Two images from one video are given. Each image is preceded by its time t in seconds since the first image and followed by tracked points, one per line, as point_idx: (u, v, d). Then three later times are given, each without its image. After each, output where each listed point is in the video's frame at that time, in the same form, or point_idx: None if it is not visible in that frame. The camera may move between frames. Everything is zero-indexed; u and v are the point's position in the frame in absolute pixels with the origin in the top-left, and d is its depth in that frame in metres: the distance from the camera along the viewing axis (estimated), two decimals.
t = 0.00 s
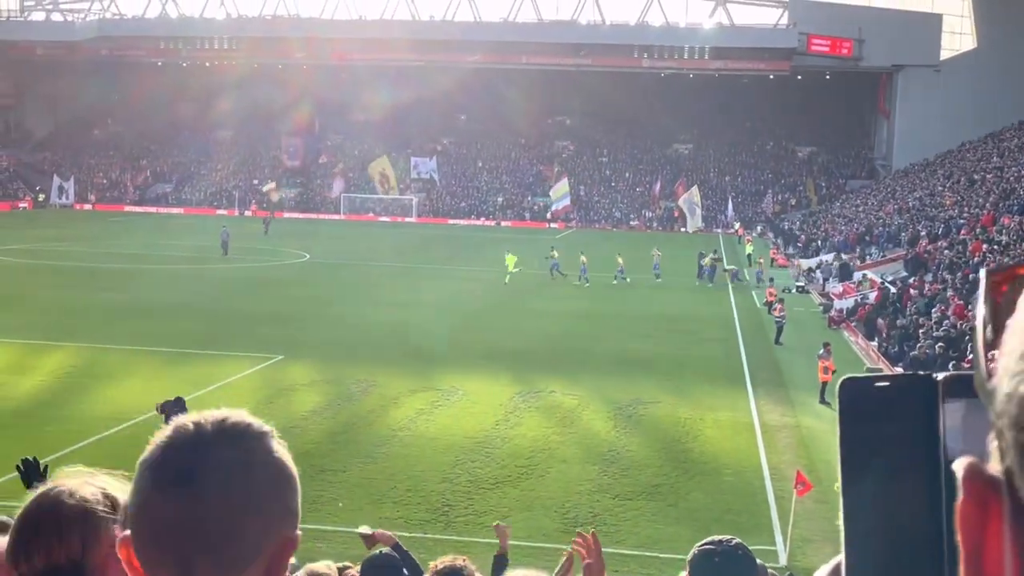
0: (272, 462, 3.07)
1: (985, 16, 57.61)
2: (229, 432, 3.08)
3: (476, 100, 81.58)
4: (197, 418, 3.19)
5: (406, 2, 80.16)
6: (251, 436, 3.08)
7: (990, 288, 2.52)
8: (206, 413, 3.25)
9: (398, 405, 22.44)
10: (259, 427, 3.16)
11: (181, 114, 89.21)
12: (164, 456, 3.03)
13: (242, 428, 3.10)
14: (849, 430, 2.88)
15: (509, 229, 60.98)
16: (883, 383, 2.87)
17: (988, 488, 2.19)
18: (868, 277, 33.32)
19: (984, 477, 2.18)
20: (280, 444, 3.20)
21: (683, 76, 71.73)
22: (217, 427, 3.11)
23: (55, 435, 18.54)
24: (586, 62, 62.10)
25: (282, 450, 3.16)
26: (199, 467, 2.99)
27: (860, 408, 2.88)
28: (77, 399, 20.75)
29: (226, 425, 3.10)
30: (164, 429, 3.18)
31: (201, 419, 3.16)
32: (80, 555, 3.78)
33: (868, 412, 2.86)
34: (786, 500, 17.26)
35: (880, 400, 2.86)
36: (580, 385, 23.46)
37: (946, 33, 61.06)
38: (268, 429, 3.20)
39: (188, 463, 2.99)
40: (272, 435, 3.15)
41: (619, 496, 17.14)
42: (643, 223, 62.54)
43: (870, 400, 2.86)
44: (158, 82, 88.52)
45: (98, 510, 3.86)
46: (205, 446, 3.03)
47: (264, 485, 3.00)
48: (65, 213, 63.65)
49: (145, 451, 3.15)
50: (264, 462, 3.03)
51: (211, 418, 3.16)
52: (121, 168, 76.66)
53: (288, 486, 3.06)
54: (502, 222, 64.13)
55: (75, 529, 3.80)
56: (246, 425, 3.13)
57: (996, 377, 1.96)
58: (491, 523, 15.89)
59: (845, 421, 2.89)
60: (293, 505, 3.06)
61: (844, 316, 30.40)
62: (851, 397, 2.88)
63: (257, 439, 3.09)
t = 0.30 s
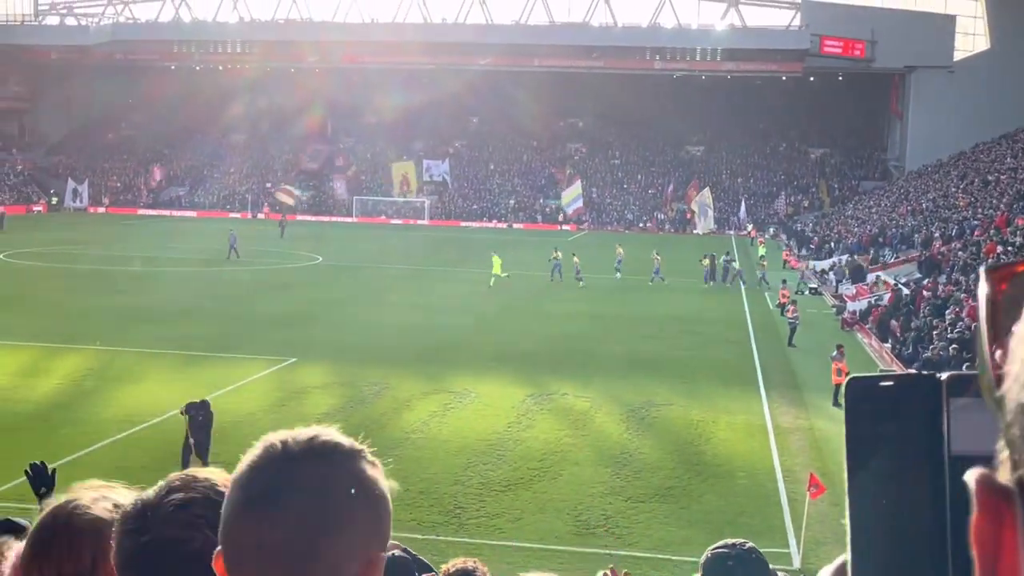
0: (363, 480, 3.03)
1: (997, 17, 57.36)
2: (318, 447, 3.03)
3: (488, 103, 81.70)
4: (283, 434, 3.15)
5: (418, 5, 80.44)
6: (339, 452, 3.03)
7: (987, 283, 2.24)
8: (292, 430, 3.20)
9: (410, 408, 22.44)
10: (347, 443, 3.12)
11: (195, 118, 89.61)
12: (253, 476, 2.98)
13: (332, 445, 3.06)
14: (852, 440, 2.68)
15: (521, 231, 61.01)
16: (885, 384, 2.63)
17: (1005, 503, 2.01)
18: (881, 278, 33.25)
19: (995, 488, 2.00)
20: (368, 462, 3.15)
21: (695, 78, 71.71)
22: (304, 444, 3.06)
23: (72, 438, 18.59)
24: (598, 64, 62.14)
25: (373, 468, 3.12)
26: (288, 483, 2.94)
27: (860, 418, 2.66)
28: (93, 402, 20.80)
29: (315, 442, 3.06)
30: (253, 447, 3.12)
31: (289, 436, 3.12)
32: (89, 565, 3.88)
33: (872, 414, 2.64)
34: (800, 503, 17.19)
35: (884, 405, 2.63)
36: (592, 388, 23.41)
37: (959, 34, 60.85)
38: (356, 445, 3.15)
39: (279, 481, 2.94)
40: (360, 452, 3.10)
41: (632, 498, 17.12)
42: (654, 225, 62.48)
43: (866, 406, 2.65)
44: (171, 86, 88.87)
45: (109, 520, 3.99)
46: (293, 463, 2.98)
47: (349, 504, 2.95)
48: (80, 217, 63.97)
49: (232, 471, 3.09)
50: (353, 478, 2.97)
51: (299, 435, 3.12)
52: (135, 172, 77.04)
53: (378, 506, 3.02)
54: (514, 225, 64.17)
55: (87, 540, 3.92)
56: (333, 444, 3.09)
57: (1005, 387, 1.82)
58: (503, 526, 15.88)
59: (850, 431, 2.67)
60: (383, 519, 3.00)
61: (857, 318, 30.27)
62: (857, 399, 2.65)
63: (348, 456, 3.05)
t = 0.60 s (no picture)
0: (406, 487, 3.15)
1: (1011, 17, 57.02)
2: (363, 455, 3.16)
3: (501, 106, 81.62)
4: (332, 438, 3.28)
5: (430, 9, 80.40)
6: (383, 460, 3.15)
7: (944, 272, 2.24)
8: (342, 433, 3.34)
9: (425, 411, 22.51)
10: (391, 451, 3.22)
11: (208, 121, 89.82)
12: (299, 476, 3.13)
13: (378, 452, 3.19)
14: (878, 446, 3.06)
15: (534, 234, 60.97)
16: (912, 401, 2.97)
17: (1013, 511, 1.71)
18: (895, 280, 33.18)
19: (1001, 494, 1.71)
20: (414, 472, 3.25)
21: (709, 80, 71.49)
22: (352, 449, 3.19)
23: (90, 440, 18.72)
24: (611, 66, 62.13)
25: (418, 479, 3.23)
26: (329, 487, 3.08)
27: (893, 423, 3.03)
28: (110, 404, 20.93)
29: (363, 449, 3.18)
30: (306, 446, 3.27)
31: (338, 440, 3.25)
32: (65, 554, 3.95)
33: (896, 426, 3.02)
34: (814, 505, 17.18)
35: (915, 416, 2.98)
36: (605, 390, 23.45)
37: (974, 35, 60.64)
38: (402, 454, 3.25)
39: (319, 486, 3.08)
40: (405, 462, 3.21)
41: (645, 501, 17.13)
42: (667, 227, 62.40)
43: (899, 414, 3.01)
44: (184, 89, 89.07)
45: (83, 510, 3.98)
46: (335, 466, 3.11)
47: (385, 511, 3.06)
48: (95, 221, 64.21)
49: (279, 469, 3.25)
50: (392, 487, 3.08)
51: (346, 439, 3.26)
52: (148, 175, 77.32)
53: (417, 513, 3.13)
54: (526, 227, 64.12)
55: (65, 530, 3.97)
56: (379, 452, 3.21)
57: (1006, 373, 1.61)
58: (515, 528, 15.90)
59: (881, 436, 3.05)
60: (419, 530, 3.11)
61: (871, 321, 30.25)
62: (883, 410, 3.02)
63: (393, 465, 3.16)
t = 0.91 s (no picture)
0: (400, 492, 3.12)
1: None
2: (357, 455, 3.13)
3: (516, 107, 81.75)
4: (326, 437, 3.25)
5: (445, 12, 80.51)
6: (376, 460, 3.13)
7: (941, 270, 2.13)
8: (336, 433, 3.31)
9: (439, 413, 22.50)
10: (386, 451, 3.21)
11: (224, 124, 90.27)
12: (292, 477, 3.10)
13: (372, 452, 3.16)
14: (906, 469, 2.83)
15: (549, 236, 61.05)
16: (940, 418, 2.82)
17: (1013, 512, 1.71)
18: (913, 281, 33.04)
19: (1003, 496, 1.71)
20: (408, 472, 3.22)
21: (724, 82, 71.39)
22: (346, 449, 3.17)
23: (107, 443, 18.80)
24: (626, 68, 62.11)
25: (413, 480, 3.21)
26: (322, 486, 3.04)
27: (914, 449, 2.84)
28: (127, 407, 21.03)
29: (357, 449, 3.16)
30: (298, 447, 3.25)
31: (331, 440, 3.23)
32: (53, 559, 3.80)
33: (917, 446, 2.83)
34: (832, 509, 17.06)
35: (934, 438, 2.82)
36: (621, 392, 23.41)
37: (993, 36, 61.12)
38: (396, 454, 3.24)
39: (311, 487, 3.05)
40: (400, 462, 3.18)
41: (662, 503, 17.08)
42: (683, 229, 62.37)
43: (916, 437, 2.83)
44: (199, 93, 89.47)
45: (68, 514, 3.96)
46: (328, 468, 3.08)
47: (380, 510, 3.03)
48: (114, 225, 64.71)
49: (271, 470, 3.21)
50: (386, 488, 3.06)
51: (340, 439, 3.23)
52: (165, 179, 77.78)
53: (410, 517, 3.10)
54: (542, 229, 64.34)
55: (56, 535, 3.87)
56: (375, 451, 3.18)
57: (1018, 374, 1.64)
58: (530, 530, 15.86)
59: (906, 455, 2.83)
60: (412, 532, 3.08)
61: (888, 322, 30.14)
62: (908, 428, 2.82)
63: (389, 465, 3.14)
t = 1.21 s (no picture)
0: (401, 489, 3.24)
1: None
2: (355, 456, 3.23)
3: (534, 109, 81.78)
4: (323, 439, 3.34)
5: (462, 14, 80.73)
6: (374, 459, 3.23)
7: (1000, 249, 2.41)
8: (337, 434, 3.41)
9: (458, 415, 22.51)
10: (385, 450, 3.31)
11: (243, 126, 90.74)
12: (292, 479, 3.20)
13: (372, 453, 3.26)
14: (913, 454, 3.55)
15: (567, 237, 61.10)
16: (944, 411, 3.53)
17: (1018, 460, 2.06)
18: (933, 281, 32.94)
19: None
20: (409, 470, 3.33)
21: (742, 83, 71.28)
22: (343, 451, 3.27)
23: (126, 445, 18.85)
24: (643, 69, 62.14)
25: (412, 478, 3.32)
26: (322, 488, 3.15)
27: (920, 441, 3.56)
28: (146, 409, 21.08)
29: (354, 450, 3.27)
30: (297, 448, 3.35)
31: (331, 441, 3.32)
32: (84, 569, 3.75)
33: (924, 436, 3.55)
34: (853, 511, 16.96)
35: (942, 431, 3.54)
36: (639, 393, 23.39)
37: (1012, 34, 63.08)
38: (396, 453, 3.34)
39: (313, 488, 3.15)
40: (400, 461, 3.29)
41: (681, 505, 17.03)
42: (702, 230, 62.34)
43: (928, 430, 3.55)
44: (218, 97, 90.03)
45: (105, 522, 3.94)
46: (328, 468, 3.18)
47: (383, 511, 3.15)
48: (136, 228, 65.19)
49: (270, 473, 3.30)
50: (387, 488, 3.17)
51: (339, 440, 3.33)
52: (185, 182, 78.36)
53: (411, 518, 3.22)
54: (560, 230, 64.42)
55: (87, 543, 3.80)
56: (375, 451, 3.28)
57: None
58: (549, 532, 15.85)
59: (913, 443, 3.55)
60: (416, 532, 3.20)
61: (909, 323, 30.03)
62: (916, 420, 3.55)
63: (387, 466, 3.26)
